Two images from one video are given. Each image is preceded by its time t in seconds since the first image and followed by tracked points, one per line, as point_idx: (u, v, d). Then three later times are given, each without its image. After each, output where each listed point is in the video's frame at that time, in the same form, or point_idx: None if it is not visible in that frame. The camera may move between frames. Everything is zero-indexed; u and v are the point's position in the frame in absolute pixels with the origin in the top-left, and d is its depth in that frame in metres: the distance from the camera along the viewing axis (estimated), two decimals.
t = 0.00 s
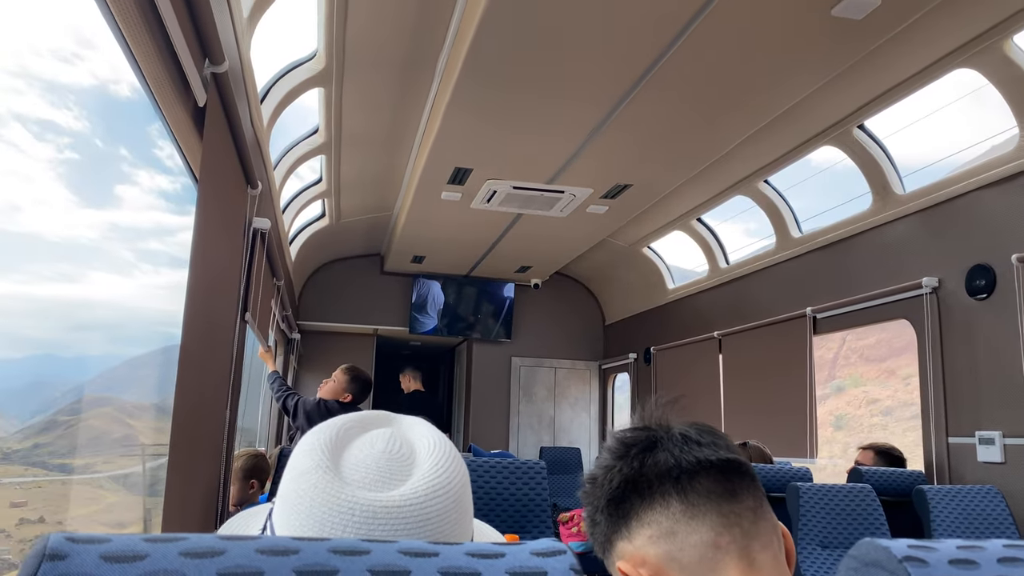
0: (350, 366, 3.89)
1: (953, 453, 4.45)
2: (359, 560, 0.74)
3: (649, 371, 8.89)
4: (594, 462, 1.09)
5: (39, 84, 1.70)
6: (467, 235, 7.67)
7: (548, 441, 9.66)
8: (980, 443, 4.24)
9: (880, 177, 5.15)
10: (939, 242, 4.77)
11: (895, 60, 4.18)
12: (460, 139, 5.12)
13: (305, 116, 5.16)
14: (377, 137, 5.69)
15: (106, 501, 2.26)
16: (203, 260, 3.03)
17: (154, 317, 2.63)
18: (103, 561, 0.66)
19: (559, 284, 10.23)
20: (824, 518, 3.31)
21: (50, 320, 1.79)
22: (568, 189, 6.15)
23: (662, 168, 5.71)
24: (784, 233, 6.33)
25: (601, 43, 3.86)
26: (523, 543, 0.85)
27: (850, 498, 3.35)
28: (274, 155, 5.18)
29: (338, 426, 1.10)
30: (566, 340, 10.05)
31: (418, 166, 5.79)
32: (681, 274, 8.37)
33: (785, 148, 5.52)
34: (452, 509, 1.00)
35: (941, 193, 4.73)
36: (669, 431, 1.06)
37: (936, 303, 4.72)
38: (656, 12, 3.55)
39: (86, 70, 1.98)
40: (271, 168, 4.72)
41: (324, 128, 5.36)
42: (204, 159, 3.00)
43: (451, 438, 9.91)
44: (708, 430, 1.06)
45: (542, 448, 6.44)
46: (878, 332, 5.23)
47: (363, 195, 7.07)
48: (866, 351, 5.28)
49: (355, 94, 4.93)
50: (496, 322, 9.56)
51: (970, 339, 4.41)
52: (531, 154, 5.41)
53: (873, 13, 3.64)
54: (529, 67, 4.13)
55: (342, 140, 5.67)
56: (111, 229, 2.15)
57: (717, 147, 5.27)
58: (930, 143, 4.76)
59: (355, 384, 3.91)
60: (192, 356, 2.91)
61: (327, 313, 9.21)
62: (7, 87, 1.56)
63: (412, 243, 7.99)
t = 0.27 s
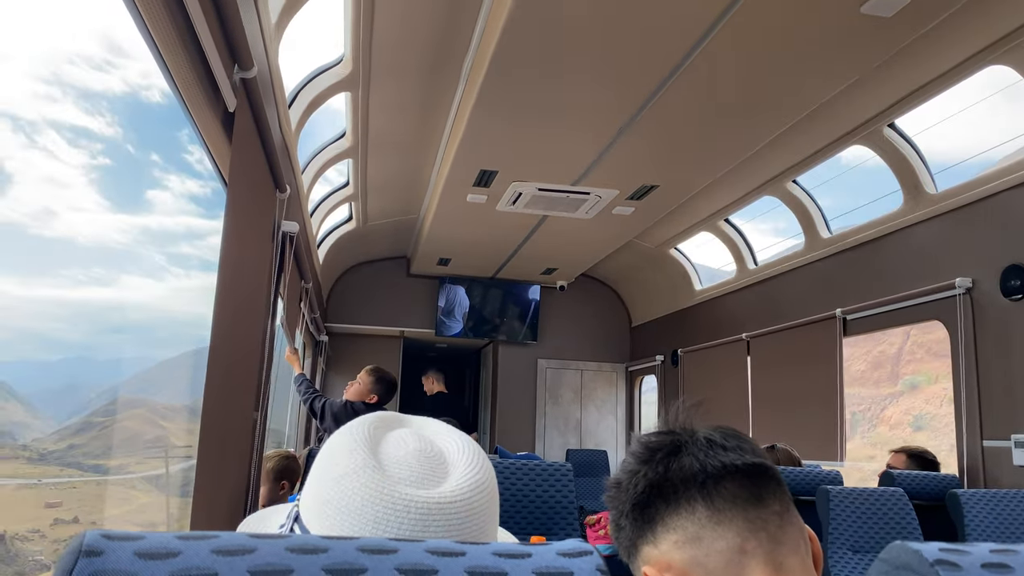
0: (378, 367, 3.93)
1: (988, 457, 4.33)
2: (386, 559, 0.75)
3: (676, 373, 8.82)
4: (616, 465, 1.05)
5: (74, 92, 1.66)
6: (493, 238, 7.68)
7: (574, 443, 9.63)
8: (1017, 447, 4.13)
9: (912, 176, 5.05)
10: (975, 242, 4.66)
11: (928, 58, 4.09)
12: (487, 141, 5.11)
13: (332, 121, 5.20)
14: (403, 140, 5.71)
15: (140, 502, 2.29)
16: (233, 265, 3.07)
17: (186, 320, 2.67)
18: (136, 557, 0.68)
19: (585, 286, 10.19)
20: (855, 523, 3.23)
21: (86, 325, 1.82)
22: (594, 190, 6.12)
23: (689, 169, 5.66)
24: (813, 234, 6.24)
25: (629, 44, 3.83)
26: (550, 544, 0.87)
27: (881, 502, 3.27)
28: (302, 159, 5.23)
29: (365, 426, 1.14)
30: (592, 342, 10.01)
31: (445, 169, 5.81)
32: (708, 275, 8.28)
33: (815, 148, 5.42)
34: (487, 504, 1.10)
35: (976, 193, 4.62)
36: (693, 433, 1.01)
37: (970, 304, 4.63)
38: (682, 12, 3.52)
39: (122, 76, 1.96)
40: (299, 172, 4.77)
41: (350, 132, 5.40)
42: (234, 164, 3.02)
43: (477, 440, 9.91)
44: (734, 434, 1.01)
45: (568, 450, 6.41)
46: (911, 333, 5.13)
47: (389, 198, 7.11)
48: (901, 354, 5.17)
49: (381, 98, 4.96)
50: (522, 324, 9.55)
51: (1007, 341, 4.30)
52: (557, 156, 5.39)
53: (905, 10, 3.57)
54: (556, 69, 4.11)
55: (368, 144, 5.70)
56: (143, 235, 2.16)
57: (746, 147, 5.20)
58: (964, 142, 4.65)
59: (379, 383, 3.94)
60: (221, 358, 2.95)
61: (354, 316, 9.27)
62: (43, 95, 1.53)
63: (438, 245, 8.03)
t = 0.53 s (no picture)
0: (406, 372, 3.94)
1: None
2: (413, 560, 0.76)
3: (704, 376, 8.74)
4: (645, 466, 1.04)
5: (106, 98, 1.70)
6: (519, 240, 7.69)
7: (601, 446, 9.58)
8: None
9: (945, 175, 4.95)
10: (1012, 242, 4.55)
11: (962, 54, 4.00)
12: (513, 144, 5.12)
13: (359, 125, 5.25)
14: (429, 144, 5.74)
15: (173, 503, 2.33)
16: (262, 269, 3.12)
17: (217, 322, 2.72)
18: (169, 556, 0.69)
19: (612, 288, 10.15)
20: (887, 528, 3.18)
21: (121, 327, 1.86)
22: (620, 192, 6.10)
23: (717, 169, 5.60)
24: (843, 235, 6.14)
25: (655, 45, 3.81)
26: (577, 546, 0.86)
27: (914, 506, 3.21)
28: (330, 163, 5.29)
29: (396, 428, 1.14)
30: (619, 344, 9.96)
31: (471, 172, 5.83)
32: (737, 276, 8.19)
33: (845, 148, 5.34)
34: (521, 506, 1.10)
35: (1014, 191, 4.51)
36: (722, 434, 0.99)
37: (1006, 305, 4.52)
38: (708, 12, 3.49)
39: (153, 82, 2.00)
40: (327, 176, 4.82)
41: (377, 136, 5.44)
42: (263, 169, 3.06)
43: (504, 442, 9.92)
44: (764, 435, 0.99)
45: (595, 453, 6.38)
46: (946, 335, 5.02)
47: (416, 201, 7.15)
48: (934, 358, 5.07)
49: (407, 102, 4.99)
50: (548, 326, 9.54)
51: None
52: (582, 157, 5.38)
53: (938, 6, 3.50)
54: (581, 71, 4.11)
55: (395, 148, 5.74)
56: (175, 239, 2.20)
57: (775, 147, 5.14)
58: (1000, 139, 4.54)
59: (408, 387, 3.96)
60: (252, 360, 3.00)
61: (381, 318, 9.33)
62: (77, 101, 1.56)
63: (464, 248, 8.05)
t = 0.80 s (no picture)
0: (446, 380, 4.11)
1: None
2: (435, 562, 0.76)
3: (732, 377, 8.65)
4: (672, 469, 1.04)
5: (137, 104, 1.73)
6: (544, 241, 7.68)
7: (628, 448, 9.53)
8: None
9: (978, 172, 4.84)
10: None
11: (996, 49, 3.91)
12: (538, 146, 5.12)
13: (384, 128, 5.29)
14: (454, 147, 5.76)
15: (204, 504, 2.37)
16: (291, 272, 3.16)
17: (247, 325, 2.76)
18: (195, 557, 0.70)
19: (638, 289, 10.09)
20: (920, 531, 3.12)
21: (153, 329, 1.89)
22: (645, 192, 6.06)
23: (744, 169, 5.54)
24: (873, 234, 6.04)
25: (680, 44, 3.78)
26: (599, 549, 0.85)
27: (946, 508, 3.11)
28: (356, 166, 5.34)
29: (412, 433, 1.18)
30: (646, 346, 9.91)
31: (495, 173, 5.84)
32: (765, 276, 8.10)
33: (875, 145, 5.25)
34: (528, 511, 1.08)
35: None
36: (749, 438, 0.99)
37: None
38: (732, 11, 3.47)
39: (182, 87, 2.03)
40: (353, 179, 4.86)
41: (402, 139, 5.48)
42: (291, 174, 3.09)
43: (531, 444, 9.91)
44: (792, 438, 0.99)
45: (622, 455, 6.34)
46: (982, 335, 4.92)
47: (441, 204, 7.18)
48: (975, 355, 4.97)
49: (431, 106, 5.02)
50: (573, 327, 9.52)
51: None
52: (607, 158, 5.36)
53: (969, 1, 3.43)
54: (606, 71, 4.10)
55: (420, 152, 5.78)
56: (205, 241, 2.24)
57: (803, 145, 5.07)
58: None
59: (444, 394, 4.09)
60: (280, 362, 3.03)
61: (408, 320, 9.38)
62: (110, 108, 1.60)
63: (490, 250, 8.07)
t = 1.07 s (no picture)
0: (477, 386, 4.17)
1: None
2: (461, 562, 0.75)
3: (762, 377, 8.55)
4: (698, 468, 1.02)
5: (169, 110, 1.76)
6: (570, 242, 7.66)
7: (656, 449, 9.46)
8: None
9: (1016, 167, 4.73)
10: None
11: None
12: (563, 146, 5.10)
13: (410, 131, 5.31)
14: (479, 149, 5.76)
15: (235, 503, 2.39)
16: (319, 275, 3.18)
17: (276, 327, 2.79)
18: (226, 556, 0.70)
19: (664, 289, 10.01)
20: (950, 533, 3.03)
21: (185, 331, 1.91)
22: (672, 191, 6.01)
23: (772, 167, 5.46)
24: (904, 232, 5.93)
25: (707, 42, 3.75)
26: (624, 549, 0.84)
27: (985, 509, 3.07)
28: (382, 169, 5.37)
29: (440, 436, 1.20)
30: (673, 346, 9.83)
31: (520, 175, 5.84)
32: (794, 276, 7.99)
33: (907, 142, 5.14)
34: (550, 518, 1.07)
35: None
36: (776, 438, 0.97)
37: None
38: (761, 7, 3.42)
39: (211, 93, 2.06)
40: (379, 182, 4.89)
41: (428, 142, 5.49)
42: (318, 178, 3.12)
43: (558, 445, 9.87)
44: (820, 437, 0.96)
45: (650, 456, 6.29)
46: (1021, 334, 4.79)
47: (466, 206, 7.19)
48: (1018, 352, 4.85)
49: (456, 109, 5.03)
50: (600, 328, 9.48)
51: None
52: (633, 158, 5.32)
53: None
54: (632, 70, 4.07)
55: (446, 155, 5.79)
56: (235, 245, 2.27)
57: (833, 142, 4.99)
58: None
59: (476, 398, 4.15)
60: (310, 364, 3.07)
61: (434, 322, 9.41)
62: (141, 113, 1.62)
63: (515, 251, 8.07)
